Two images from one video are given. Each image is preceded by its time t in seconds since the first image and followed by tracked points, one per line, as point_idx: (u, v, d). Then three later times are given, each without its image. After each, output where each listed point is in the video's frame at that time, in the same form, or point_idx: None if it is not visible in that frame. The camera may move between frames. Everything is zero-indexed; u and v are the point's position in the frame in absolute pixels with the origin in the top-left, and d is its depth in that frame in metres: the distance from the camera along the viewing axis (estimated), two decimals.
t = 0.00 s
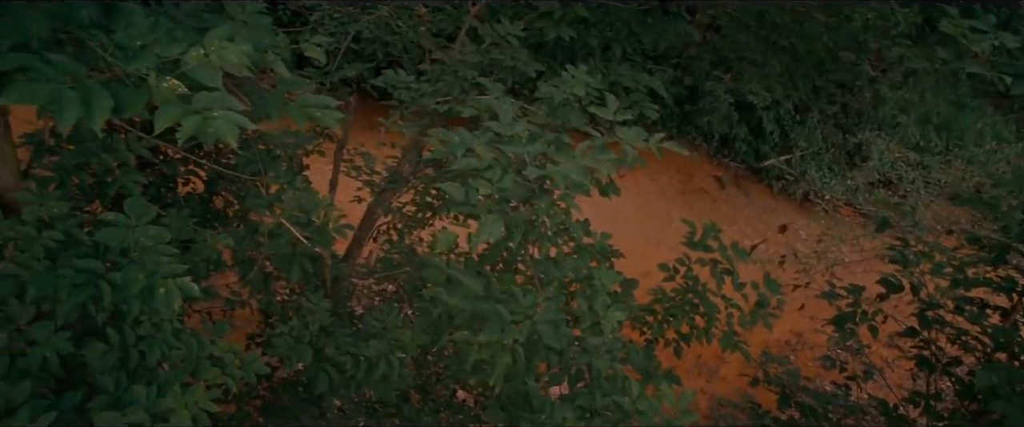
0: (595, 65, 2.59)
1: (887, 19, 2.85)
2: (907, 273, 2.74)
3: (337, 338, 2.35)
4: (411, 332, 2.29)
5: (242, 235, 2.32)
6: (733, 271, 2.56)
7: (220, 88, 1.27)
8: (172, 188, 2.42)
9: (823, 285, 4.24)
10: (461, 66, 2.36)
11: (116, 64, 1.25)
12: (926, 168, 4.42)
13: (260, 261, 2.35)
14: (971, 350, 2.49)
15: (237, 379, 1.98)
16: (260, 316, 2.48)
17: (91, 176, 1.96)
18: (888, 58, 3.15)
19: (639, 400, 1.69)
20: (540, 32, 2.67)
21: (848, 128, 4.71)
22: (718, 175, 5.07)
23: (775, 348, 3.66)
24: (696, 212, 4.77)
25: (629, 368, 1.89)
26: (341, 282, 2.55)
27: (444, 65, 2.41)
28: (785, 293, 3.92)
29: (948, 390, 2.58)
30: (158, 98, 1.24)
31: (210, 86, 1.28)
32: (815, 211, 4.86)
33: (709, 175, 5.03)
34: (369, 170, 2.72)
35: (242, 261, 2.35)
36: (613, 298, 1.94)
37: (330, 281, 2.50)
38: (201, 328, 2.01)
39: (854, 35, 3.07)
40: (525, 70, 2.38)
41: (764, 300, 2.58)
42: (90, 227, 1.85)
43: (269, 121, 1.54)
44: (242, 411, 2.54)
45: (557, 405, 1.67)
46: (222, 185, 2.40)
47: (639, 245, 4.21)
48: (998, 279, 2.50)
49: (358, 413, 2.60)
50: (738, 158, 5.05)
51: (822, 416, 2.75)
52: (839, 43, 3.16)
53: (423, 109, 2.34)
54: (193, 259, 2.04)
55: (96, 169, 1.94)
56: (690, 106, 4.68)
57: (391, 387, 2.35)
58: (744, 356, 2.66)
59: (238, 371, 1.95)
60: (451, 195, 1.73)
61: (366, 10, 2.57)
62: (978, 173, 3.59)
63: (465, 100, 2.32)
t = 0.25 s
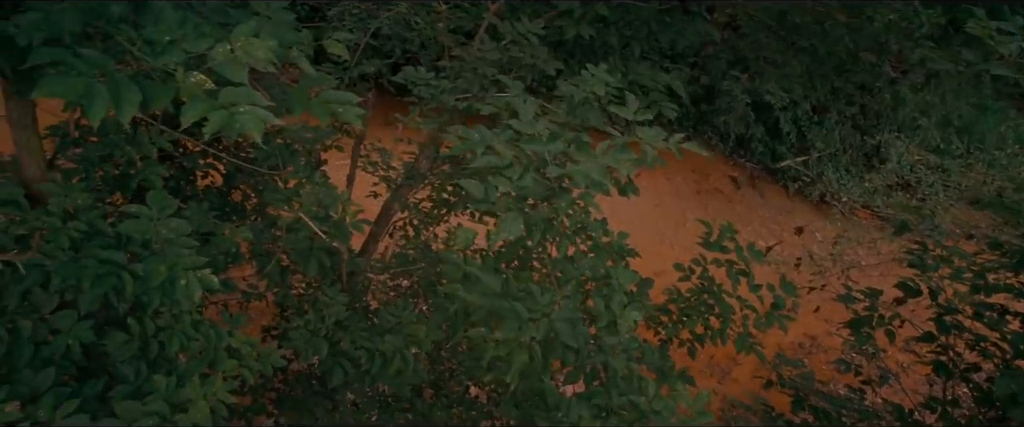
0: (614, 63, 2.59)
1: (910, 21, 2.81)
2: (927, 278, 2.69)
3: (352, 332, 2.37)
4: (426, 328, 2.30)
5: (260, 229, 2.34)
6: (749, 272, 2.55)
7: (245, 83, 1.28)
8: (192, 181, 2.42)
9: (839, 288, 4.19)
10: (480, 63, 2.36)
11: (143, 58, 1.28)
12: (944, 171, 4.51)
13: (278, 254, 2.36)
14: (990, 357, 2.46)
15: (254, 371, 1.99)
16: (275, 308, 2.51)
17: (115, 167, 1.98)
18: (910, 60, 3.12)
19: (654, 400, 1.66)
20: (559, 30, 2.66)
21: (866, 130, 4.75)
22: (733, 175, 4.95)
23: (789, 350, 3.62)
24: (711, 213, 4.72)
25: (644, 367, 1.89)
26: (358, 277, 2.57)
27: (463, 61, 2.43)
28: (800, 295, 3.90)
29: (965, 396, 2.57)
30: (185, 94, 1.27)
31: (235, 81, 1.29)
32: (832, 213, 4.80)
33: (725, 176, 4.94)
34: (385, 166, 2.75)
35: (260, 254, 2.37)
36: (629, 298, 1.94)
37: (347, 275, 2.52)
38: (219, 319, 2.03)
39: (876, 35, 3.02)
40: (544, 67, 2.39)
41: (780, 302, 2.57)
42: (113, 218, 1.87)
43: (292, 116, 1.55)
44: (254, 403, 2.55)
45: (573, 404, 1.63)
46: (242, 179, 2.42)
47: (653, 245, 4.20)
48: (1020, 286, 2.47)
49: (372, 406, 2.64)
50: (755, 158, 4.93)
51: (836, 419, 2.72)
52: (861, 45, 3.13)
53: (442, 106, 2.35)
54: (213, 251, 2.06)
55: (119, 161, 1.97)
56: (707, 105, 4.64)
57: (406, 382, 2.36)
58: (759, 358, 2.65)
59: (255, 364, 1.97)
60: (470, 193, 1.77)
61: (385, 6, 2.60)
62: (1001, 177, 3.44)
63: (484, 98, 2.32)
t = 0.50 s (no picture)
0: (633, 60, 2.59)
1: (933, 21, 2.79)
2: (945, 281, 2.67)
3: (368, 326, 2.39)
4: (441, 323, 2.32)
5: (277, 222, 2.35)
6: (764, 272, 2.54)
7: (271, 78, 1.29)
8: (210, 173, 2.43)
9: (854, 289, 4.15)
10: (499, 60, 2.37)
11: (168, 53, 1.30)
12: (964, 172, 4.18)
13: (295, 247, 2.38)
14: (1009, 362, 2.47)
15: (271, 363, 2.01)
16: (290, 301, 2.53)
17: (136, 159, 2.02)
18: (932, 60, 3.09)
19: (670, 400, 1.71)
20: (578, 27, 2.61)
21: (884, 130, 4.71)
22: (749, 174, 5.10)
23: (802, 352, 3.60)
24: (725, 211, 4.78)
25: (658, 366, 1.89)
26: (373, 270, 2.59)
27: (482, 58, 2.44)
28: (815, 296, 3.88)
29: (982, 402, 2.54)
30: (210, 88, 1.28)
31: (260, 75, 1.30)
32: (848, 214, 4.83)
33: (740, 175, 5.09)
34: (400, 161, 2.79)
35: (277, 247, 2.38)
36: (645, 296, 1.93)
37: (362, 268, 2.53)
38: (236, 311, 2.05)
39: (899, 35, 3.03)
40: (564, 65, 2.38)
41: (796, 303, 2.55)
42: (135, 209, 1.89)
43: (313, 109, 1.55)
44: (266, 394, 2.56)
45: (589, 401, 1.66)
46: (260, 172, 2.43)
47: (665, 238, 4.24)
48: None
49: (385, 400, 2.69)
50: (770, 157, 5.06)
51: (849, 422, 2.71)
52: (883, 46, 3.17)
53: (461, 102, 2.36)
54: (231, 244, 2.08)
55: (141, 154, 2.00)
56: (723, 104, 4.56)
57: (420, 376, 2.37)
58: (773, 359, 2.64)
59: (271, 355, 1.99)
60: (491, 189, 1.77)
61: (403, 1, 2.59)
62: None
63: (503, 94, 2.33)
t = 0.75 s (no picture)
0: (653, 57, 2.58)
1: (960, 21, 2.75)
2: (966, 284, 2.63)
3: (384, 319, 2.40)
4: (456, 317, 2.35)
5: (295, 214, 2.36)
6: (782, 272, 2.52)
7: (296, 72, 1.30)
8: (229, 165, 2.43)
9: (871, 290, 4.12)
10: (519, 55, 2.37)
11: (193, 45, 1.31)
12: (986, 174, 4.52)
13: (313, 240, 2.39)
14: None
15: (289, 353, 2.03)
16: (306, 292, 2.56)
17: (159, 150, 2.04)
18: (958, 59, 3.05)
19: (687, 398, 1.64)
20: (598, 23, 2.61)
21: (904, 130, 4.66)
22: (765, 173, 4.95)
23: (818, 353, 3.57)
24: (742, 210, 4.68)
25: (674, 364, 1.89)
26: (389, 264, 2.58)
27: (501, 53, 2.44)
28: (833, 296, 3.85)
29: (1002, 407, 2.52)
30: (236, 81, 1.28)
31: (285, 69, 1.31)
32: (865, 214, 4.83)
33: (757, 173, 4.95)
34: (417, 156, 2.80)
35: (296, 239, 2.40)
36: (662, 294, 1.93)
37: (378, 262, 2.51)
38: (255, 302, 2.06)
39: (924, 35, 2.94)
40: (584, 61, 2.39)
41: (813, 304, 2.53)
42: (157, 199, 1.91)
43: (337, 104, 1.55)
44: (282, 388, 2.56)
45: (607, 398, 1.61)
46: (279, 164, 2.45)
47: (682, 232, 4.26)
48: None
49: (400, 392, 2.75)
50: (787, 156, 4.88)
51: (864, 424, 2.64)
52: (908, 45, 3.06)
53: (480, 97, 2.35)
54: (251, 235, 2.10)
55: (163, 145, 2.02)
56: (740, 102, 4.43)
57: (435, 369, 2.39)
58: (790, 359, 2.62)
59: (289, 346, 2.01)
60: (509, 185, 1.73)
61: None
62: None
63: (522, 90, 2.33)
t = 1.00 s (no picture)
0: (677, 52, 2.56)
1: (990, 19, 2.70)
2: (990, 287, 2.59)
3: (402, 309, 2.41)
4: (473, 309, 2.39)
5: (316, 204, 2.40)
6: (801, 271, 2.51)
7: (323, 63, 1.32)
8: (250, 155, 2.44)
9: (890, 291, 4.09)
10: (542, 49, 2.37)
11: (221, 35, 1.32)
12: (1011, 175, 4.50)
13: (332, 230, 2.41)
14: None
15: (308, 342, 2.05)
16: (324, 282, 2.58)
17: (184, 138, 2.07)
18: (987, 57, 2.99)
19: (707, 395, 1.67)
20: (622, 18, 2.62)
21: (927, 130, 4.57)
22: (784, 171, 5.02)
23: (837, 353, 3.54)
24: (761, 206, 4.73)
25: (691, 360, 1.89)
26: (408, 254, 2.59)
27: (524, 46, 2.43)
28: (852, 296, 3.83)
29: None
30: (265, 71, 1.30)
31: (313, 60, 1.32)
32: (886, 214, 4.83)
33: (776, 171, 5.00)
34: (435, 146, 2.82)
35: (317, 229, 2.42)
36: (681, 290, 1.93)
37: (396, 252, 2.53)
38: (276, 290, 2.08)
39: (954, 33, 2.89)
40: (607, 56, 2.36)
41: (832, 303, 2.51)
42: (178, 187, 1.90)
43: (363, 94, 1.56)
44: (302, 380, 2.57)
45: (626, 394, 1.64)
46: (301, 154, 2.47)
47: (703, 226, 4.26)
48: None
49: (416, 382, 2.78)
50: (807, 154, 5.02)
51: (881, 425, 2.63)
52: (936, 43, 3.00)
53: (503, 90, 2.36)
54: (273, 224, 2.12)
55: (188, 133, 2.05)
56: (760, 99, 4.36)
57: (452, 360, 2.41)
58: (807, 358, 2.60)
59: (308, 335, 2.04)
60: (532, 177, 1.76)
61: None
62: None
63: (545, 83, 2.33)
